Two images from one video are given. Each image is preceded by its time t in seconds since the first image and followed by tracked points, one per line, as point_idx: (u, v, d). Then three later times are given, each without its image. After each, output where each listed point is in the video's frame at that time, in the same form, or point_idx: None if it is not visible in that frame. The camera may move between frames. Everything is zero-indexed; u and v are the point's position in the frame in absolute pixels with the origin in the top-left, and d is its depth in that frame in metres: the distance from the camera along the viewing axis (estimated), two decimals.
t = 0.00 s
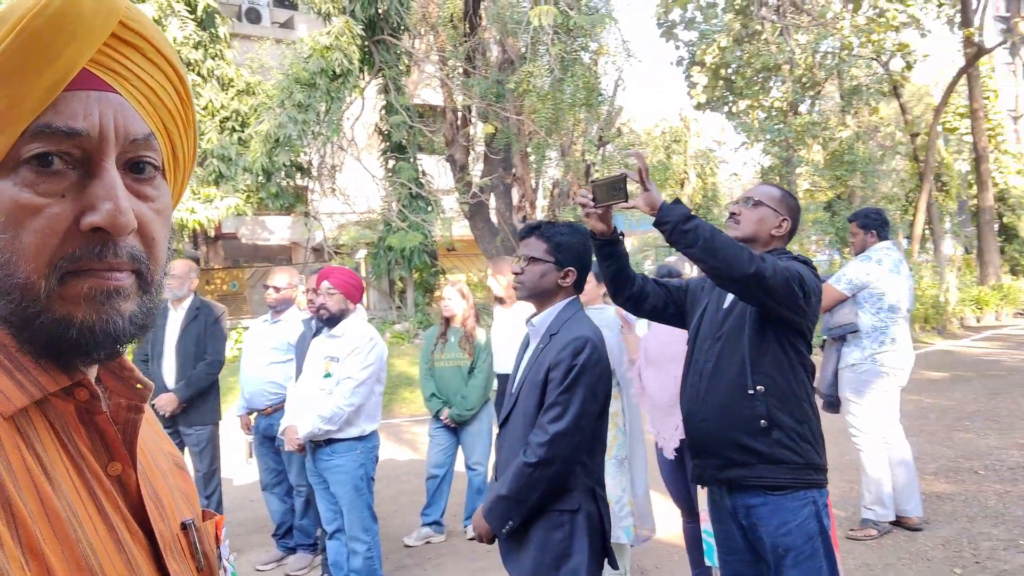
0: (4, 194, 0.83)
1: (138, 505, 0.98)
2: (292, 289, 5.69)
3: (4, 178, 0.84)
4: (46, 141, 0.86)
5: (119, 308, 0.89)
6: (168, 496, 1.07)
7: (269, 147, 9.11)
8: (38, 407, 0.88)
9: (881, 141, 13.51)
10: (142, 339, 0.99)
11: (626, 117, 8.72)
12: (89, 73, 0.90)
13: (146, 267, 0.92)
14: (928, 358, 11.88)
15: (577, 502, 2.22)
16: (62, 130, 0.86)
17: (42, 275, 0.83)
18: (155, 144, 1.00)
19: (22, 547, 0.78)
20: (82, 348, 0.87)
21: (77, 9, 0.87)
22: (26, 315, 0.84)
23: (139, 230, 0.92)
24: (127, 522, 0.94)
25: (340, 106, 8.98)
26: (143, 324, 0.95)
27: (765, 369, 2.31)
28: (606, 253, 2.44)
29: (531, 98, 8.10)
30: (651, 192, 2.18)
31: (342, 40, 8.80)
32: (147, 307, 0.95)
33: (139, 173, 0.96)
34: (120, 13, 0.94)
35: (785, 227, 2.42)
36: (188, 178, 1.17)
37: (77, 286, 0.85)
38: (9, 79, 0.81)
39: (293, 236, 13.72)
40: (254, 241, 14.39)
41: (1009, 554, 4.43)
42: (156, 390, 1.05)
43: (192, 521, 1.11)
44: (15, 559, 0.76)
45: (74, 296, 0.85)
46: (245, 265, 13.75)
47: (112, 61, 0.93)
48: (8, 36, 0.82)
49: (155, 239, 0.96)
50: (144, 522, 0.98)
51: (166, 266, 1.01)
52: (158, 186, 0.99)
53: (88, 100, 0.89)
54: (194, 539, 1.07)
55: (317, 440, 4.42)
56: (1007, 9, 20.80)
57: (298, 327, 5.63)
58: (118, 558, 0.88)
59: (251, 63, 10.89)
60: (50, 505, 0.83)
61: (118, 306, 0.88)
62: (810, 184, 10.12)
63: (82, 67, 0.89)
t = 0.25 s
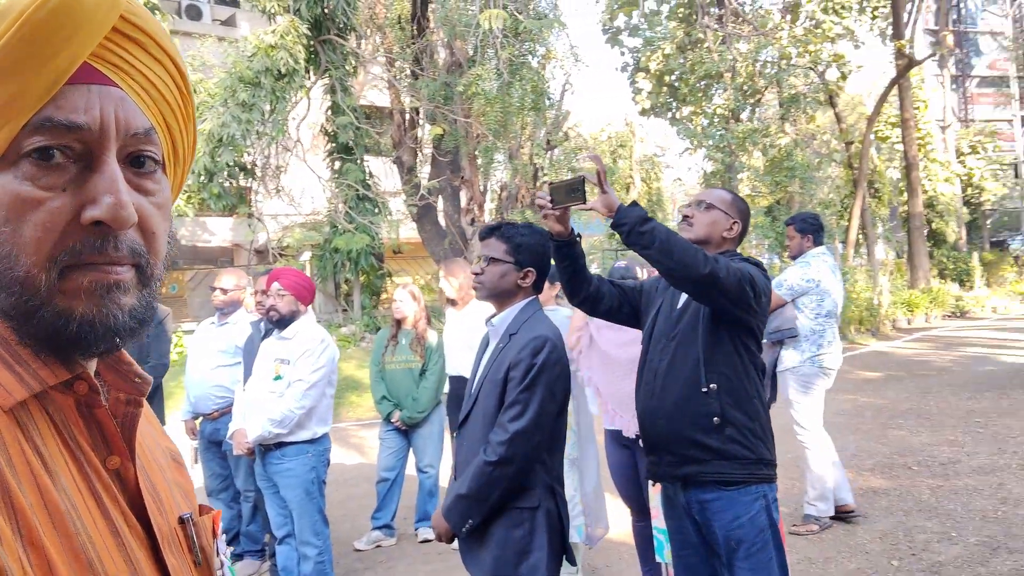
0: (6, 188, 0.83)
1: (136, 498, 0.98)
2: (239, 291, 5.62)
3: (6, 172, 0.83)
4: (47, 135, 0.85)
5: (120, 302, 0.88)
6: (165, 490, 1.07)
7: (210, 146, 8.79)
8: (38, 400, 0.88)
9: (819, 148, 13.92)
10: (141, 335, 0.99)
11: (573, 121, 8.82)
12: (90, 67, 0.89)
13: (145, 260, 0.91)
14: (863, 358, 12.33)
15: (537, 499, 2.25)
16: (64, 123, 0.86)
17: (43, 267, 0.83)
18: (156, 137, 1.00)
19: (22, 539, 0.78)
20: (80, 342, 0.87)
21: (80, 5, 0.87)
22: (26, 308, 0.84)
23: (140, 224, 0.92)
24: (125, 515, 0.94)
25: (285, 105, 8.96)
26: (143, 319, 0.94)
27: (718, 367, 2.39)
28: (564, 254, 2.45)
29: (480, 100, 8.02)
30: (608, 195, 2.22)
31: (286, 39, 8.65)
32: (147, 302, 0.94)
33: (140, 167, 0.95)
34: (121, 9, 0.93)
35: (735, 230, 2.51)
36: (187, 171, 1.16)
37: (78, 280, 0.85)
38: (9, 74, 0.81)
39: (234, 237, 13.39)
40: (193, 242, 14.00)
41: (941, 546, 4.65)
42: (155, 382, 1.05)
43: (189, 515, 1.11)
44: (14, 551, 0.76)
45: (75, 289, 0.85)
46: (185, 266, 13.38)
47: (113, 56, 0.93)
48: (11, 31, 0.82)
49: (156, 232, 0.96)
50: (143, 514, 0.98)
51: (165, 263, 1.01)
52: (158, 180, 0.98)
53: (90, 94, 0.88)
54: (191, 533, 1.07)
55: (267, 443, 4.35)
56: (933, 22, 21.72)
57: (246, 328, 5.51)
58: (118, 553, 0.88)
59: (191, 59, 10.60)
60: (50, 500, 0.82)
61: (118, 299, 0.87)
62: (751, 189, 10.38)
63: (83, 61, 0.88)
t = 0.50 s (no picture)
0: None
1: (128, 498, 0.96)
2: (189, 292, 5.49)
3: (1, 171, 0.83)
4: (43, 133, 0.84)
5: (114, 302, 0.88)
6: (158, 490, 1.06)
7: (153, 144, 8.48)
8: (31, 397, 0.87)
9: (766, 153, 14.24)
10: (135, 333, 0.98)
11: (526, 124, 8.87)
12: (86, 65, 0.89)
13: (139, 260, 0.91)
14: (808, 359, 12.68)
15: (498, 499, 2.27)
16: (60, 121, 0.85)
17: (36, 266, 0.83)
18: (151, 136, 0.99)
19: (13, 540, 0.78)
20: (74, 342, 0.86)
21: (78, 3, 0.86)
22: (18, 308, 0.83)
23: (134, 224, 0.92)
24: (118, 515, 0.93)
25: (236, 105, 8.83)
26: (136, 319, 0.94)
27: (676, 367, 2.45)
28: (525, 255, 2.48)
29: (433, 102, 7.97)
30: (570, 198, 2.24)
31: (237, 36, 8.53)
32: (140, 301, 0.94)
33: (135, 166, 0.95)
34: (118, 8, 0.93)
35: (692, 233, 2.57)
36: (181, 171, 1.16)
37: (72, 279, 0.85)
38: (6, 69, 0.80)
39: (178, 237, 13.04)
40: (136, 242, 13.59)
41: (885, 540, 4.82)
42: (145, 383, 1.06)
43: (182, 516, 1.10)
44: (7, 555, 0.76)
45: (68, 288, 0.85)
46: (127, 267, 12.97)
47: (109, 54, 0.92)
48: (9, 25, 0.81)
49: (151, 232, 0.96)
50: (135, 513, 0.97)
51: (159, 260, 1.01)
52: (152, 179, 0.98)
53: (86, 92, 0.88)
54: (184, 532, 1.05)
55: (219, 447, 4.25)
56: (873, 34, 22.44)
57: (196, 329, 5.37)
58: (111, 554, 0.88)
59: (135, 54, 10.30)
60: (43, 500, 0.82)
61: (112, 300, 0.88)
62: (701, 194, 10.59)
63: (80, 59, 0.88)
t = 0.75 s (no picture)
0: None
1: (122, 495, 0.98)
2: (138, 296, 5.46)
3: None
4: (37, 136, 0.87)
5: (108, 304, 0.92)
6: (152, 490, 1.07)
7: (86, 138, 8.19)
8: (25, 401, 0.89)
9: (708, 159, 14.58)
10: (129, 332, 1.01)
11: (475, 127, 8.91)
12: (80, 68, 0.91)
13: (133, 262, 0.94)
14: (749, 360, 13.02)
15: (457, 499, 2.29)
16: (54, 125, 0.88)
17: (31, 269, 0.85)
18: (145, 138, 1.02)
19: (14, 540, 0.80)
20: (69, 342, 0.89)
21: (71, 6, 0.88)
22: (15, 308, 0.85)
23: (128, 226, 0.94)
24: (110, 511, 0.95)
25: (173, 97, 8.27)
26: (129, 320, 0.97)
27: (631, 368, 2.51)
28: (483, 258, 2.50)
29: (381, 103, 7.84)
30: (529, 202, 2.28)
31: (179, 32, 7.98)
32: (133, 303, 0.97)
33: (128, 168, 0.97)
34: (112, 10, 0.96)
35: (646, 238, 2.63)
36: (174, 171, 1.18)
37: (67, 282, 0.88)
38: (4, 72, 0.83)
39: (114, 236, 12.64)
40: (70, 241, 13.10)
41: (824, 535, 5.00)
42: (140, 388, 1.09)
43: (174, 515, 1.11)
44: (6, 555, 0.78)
45: (63, 291, 0.88)
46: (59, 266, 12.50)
47: (103, 56, 0.95)
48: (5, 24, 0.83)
49: (145, 233, 0.98)
50: (128, 508, 0.99)
51: (153, 263, 1.03)
52: (147, 181, 1.01)
53: (80, 95, 0.90)
54: (178, 533, 1.08)
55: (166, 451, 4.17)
56: (811, 44, 23.16)
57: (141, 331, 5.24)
58: (106, 549, 0.90)
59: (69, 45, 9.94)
60: (40, 502, 0.84)
61: (105, 301, 0.91)
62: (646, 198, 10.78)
63: (73, 63, 0.91)
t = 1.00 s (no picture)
0: None
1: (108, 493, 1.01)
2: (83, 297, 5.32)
3: None
4: (25, 133, 0.90)
5: (96, 302, 0.94)
6: (137, 489, 1.10)
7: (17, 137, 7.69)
8: (11, 400, 0.91)
9: (659, 163, 14.79)
10: (118, 327, 1.04)
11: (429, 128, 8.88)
12: (68, 66, 0.95)
13: (121, 260, 0.97)
14: (698, 362, 13.25)
15: (418, 500, 2.28)
16: (42, 122, 0.91)
17: (18, 268, 0.88)
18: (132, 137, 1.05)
19: None
20: (58, 340, 0.91)
21: (62, 4, 0.92)
22: (3, 310, 0.88)
23: (117, 225, 0.98)
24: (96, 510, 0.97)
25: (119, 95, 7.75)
26: (117, 317, 1.00)
27: (589, 369, 2.55)
28: (444, 259, 2.50)
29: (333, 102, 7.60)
30: (490, 204, 2.29)
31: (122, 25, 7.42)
32: (122, 301, 1.00)
33: (116, 166, 1.01)
34: (99, 9, 1.00)
35: (604, 241, 2.67)
36: (160, 171, 1.22)
37: (55, 280, 0.91)
38: None
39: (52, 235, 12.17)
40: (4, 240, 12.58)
41: (771, 531, 5.13)
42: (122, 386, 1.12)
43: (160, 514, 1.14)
44: None
45: (51, 289, 0.91)
46: None
47: (90, 55, 0.98)
48: None
49: (132, 233, 1.01)
50: (112, 506, 1.01)
51: (140, 267, 1.06)
52: (134, 179, 1.04)
53: (69, 93, 0.94)
54: (163, 533, 1.10)
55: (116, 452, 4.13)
56: (757, 53, 23.72)
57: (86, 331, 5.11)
58: (91, 544, 0.93)
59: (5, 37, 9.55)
60: (25, 500, 0.87)
61: (94, 299, 0.94)
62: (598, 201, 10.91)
63: (61, 60, 0.95)
